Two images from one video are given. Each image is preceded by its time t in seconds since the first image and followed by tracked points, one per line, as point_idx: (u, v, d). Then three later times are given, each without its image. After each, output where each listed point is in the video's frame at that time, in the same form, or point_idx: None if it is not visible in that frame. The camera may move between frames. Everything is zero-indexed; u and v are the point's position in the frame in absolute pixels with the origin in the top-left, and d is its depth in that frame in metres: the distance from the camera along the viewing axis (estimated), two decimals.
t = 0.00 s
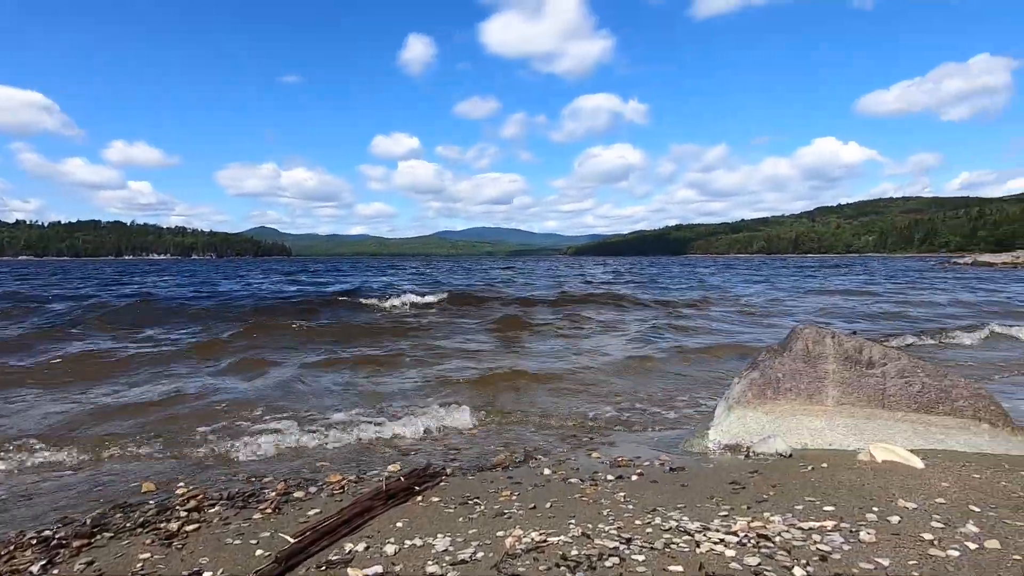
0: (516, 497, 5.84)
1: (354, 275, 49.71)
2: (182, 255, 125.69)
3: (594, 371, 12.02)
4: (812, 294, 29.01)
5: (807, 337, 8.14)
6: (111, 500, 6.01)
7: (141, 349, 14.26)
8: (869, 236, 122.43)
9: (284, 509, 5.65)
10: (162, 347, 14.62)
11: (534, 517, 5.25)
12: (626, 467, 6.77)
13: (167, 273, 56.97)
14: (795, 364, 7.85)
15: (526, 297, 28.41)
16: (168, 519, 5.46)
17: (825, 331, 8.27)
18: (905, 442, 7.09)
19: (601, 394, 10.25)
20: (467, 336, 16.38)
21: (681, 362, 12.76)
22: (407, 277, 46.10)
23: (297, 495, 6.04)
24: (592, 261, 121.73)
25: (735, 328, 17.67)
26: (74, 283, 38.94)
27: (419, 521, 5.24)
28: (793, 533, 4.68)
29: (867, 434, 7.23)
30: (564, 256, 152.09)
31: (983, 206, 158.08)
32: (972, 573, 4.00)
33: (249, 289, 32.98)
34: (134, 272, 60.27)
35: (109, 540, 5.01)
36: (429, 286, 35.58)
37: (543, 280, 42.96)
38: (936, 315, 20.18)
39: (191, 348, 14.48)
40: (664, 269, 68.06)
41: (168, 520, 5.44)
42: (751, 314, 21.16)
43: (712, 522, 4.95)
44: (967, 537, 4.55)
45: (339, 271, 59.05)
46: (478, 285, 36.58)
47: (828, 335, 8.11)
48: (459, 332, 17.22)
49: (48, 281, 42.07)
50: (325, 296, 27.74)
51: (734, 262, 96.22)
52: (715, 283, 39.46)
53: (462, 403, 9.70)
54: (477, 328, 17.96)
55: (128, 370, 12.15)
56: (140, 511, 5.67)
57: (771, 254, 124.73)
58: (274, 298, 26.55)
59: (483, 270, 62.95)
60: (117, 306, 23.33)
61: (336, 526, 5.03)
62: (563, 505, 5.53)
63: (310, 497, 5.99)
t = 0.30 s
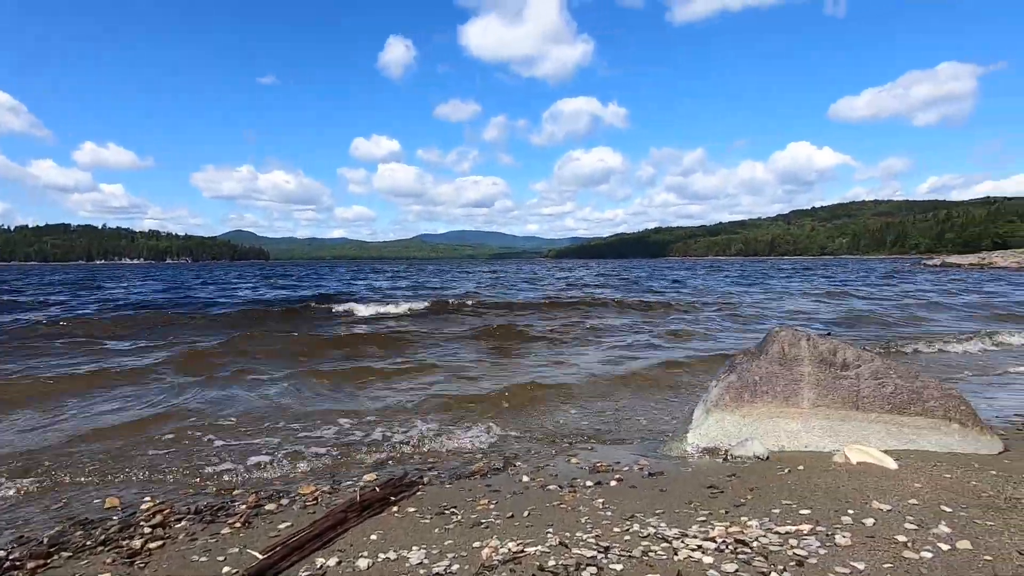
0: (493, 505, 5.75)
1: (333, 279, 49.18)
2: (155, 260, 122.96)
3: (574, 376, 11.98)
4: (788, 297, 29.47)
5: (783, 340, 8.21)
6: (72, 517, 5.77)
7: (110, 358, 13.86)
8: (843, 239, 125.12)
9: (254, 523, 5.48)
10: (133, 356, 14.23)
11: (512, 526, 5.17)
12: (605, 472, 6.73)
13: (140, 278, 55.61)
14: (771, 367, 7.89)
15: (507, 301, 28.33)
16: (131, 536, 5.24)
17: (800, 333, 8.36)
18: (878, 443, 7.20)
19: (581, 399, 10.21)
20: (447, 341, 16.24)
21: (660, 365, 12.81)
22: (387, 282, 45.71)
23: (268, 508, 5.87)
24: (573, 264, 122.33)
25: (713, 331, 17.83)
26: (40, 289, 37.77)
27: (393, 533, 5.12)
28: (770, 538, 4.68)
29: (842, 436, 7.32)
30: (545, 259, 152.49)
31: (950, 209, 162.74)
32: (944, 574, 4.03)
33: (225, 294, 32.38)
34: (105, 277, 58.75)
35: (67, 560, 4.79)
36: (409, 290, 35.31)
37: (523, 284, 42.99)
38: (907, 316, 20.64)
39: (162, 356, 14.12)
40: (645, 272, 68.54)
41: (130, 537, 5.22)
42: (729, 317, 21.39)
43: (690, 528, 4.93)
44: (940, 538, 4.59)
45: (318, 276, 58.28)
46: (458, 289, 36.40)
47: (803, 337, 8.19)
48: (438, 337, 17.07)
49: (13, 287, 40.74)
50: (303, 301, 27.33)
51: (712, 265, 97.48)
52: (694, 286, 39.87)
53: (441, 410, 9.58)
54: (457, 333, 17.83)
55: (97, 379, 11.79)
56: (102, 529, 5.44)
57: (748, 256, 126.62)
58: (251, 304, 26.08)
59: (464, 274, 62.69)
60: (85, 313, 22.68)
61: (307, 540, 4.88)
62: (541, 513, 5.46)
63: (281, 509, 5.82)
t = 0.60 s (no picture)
0: (473, 514, 5.67)
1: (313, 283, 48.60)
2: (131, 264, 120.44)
3: (556, 380, 11.93)
4: (768, 299, 29.85)
5: (762, 342, 8.28)
6: (35, 534, 5.53)
7: (80, 367, 13.47)
8: (820, 241, 127.35)
9: (226, 536, 5.32)
10: (104, 364, 13.86)
11: (491, 535, 5.09)
12: (585, 477, 6.69)
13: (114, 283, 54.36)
14: (750, 369, 7.94)
15: (490, 304, 28.22)
16: (95, 554, 5.04)
17: (778, 335, 8.44)
18: (855, 444, 7.28)
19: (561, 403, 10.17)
20: (429, 346, 16.10)
21: (643, 368, 12.87)
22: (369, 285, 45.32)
23: (241, 520, 5.70)
24: (557, 266, 122.66)
25: (695, 334, 17.94)
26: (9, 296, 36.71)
27: (370, 544, 5.01)
28: (750, 542, 4.67)
29: (820, 437, 7.39)
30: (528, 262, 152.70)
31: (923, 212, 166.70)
32: None
33: (202, 300, 31.81)
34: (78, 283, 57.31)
35: None
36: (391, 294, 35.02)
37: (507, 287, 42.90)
38: (883, 318, 21.00)
39: (135, 365, 13.77)
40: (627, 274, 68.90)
41: (94, 555, 5.03)
42: (710, 320, 21.55)
43: (670, 534, 4.90)
44: (915, 539, 4.63)
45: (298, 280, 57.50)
46: (441, 293, 36.21)
47: (781, 339, 8.26)
48: (420, 343, 16.93)
49: None
50: (282, 306, 26.92)
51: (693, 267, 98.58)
52: (676, 288, 40.17)
53: (420, 416, 9.45)
54: (438, 338, 17.68)
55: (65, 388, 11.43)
56: (65, 546, 5.23)
57: (729, 257, 128.20)
58: (229, 309, 25.64)
59: (447, 277, 62.46)
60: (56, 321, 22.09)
61: (279, 554, 4.74)
62: (520, 521, 5.39)
63: (255, 521, 5.66)
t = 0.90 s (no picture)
0: (454, 518, 5.60)
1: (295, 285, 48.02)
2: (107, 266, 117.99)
3: (539, 380, 11.93)
4: (749, 299, 30.18)
5: (741, 342, 8.31)
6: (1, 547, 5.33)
7: (51, 372, 13.13)
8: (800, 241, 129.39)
9: (201, 545, 5.20)
10: (76, 370, 13.53)
11: (471, 540, 5.04)
12: (568, 479, 6.67)
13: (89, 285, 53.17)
14: (730, 369, 7.97)
15: (474, 305, 28.14)
16: (63, 567, 4.88)
17: (757, 335, 8.48)
18: (833, 442, 7.36)
19: (544, 404, 10.16)
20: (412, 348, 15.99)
21: (626, 369, 12.90)
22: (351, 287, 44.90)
23: (217, 528, 5.57)
24: (541, 267, 122.89)
25: (677, 335, 18.07)
26: None
27: (348, 551, 4.92)
28: (729, 543, 4.68)
29: (798, 436, 7.47)
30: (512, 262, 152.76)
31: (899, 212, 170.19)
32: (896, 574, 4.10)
33: (180, 302, 31.24)
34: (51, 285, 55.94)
35: None
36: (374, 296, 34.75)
37: (490, 288, 42.83)
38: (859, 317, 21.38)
39: (108, 371, 13.48)
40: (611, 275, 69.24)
41: (61, 568, 4.87)
42: (692, 319, 21.75)
43: (651, 535, 4.90)
44: (891, 537, 4.68)
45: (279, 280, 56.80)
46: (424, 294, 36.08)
47: (761, 339, 8.29)
48: (402, 344, 16.81)
49: None
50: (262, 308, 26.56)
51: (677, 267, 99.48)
52: (659, 289, 40.45)
53: (402, 418, 9.37)
54: (421, 340, 17.58)
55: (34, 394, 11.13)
56: (30, 559, 5.06)
57: (711, 257, 129.55)
58: (208, 312, 25.20)
59: (432, 278, 62.17)
60: (26, 325, 21.51)
61: (254, 564, 4.63)
62: (502, 525, 5.34)
63: (230, 529, 5.54)
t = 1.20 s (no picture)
0: (436, 522, 5.54)
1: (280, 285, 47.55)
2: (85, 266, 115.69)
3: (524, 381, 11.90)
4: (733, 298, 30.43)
5: (723, 341, 8.40)
6: None
7: (24, 378, 12.84)
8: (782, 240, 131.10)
9: (174, 555, 5.07)
10: (51, 375, 13.26)
11: (453, 544, 4.98)
12: (551, 481, 6.64)
13: (68, 286, 52.22)
14: (712, 369, 8.03)
15: (459, 305, 28.03)
16: None
17: (739, 335, 8.56)
18: (813, 440, 7.45)
19: (528, 404, 10.14)
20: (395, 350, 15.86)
21: (611, 369, 12.96)
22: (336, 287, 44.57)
23: (192, 536, 5.44)
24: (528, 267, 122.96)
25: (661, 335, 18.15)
26: None
27: (326, 558, 4.84)
28: (711, 543, 4.68)
29: (780, 434, 7.53)
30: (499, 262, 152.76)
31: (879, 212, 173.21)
32: (873, 572, 4.13)
33: (160, 303, 30.76)
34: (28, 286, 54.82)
35: None
36: (359, 296, 34.49)
37: (477, 288, 42.75)
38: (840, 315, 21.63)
39: (84, 376, 13.22)
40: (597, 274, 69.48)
41: None
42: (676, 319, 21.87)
43: (633, 537, 4.89)
44: (869, 535, 4.72)
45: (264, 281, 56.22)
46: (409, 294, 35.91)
47: (743, 338, 8.40)
48: (387, 346, 16.67)
49: None
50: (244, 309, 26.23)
51: (662, 267, 100.01)
52: (645, 288, 40.67)
53: (386, 421, 9.29)
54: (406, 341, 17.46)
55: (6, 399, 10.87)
56: None
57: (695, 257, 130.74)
58: (188, 314, 24.80)
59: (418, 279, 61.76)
60: None
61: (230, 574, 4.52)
62: (485, 529, 5.29)
63: (206, 537, 5.41)
